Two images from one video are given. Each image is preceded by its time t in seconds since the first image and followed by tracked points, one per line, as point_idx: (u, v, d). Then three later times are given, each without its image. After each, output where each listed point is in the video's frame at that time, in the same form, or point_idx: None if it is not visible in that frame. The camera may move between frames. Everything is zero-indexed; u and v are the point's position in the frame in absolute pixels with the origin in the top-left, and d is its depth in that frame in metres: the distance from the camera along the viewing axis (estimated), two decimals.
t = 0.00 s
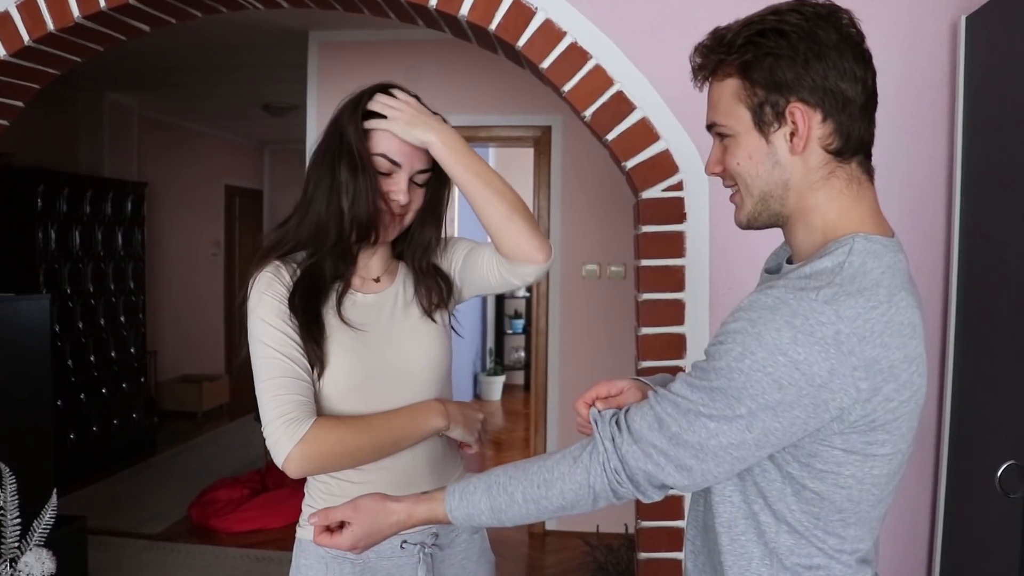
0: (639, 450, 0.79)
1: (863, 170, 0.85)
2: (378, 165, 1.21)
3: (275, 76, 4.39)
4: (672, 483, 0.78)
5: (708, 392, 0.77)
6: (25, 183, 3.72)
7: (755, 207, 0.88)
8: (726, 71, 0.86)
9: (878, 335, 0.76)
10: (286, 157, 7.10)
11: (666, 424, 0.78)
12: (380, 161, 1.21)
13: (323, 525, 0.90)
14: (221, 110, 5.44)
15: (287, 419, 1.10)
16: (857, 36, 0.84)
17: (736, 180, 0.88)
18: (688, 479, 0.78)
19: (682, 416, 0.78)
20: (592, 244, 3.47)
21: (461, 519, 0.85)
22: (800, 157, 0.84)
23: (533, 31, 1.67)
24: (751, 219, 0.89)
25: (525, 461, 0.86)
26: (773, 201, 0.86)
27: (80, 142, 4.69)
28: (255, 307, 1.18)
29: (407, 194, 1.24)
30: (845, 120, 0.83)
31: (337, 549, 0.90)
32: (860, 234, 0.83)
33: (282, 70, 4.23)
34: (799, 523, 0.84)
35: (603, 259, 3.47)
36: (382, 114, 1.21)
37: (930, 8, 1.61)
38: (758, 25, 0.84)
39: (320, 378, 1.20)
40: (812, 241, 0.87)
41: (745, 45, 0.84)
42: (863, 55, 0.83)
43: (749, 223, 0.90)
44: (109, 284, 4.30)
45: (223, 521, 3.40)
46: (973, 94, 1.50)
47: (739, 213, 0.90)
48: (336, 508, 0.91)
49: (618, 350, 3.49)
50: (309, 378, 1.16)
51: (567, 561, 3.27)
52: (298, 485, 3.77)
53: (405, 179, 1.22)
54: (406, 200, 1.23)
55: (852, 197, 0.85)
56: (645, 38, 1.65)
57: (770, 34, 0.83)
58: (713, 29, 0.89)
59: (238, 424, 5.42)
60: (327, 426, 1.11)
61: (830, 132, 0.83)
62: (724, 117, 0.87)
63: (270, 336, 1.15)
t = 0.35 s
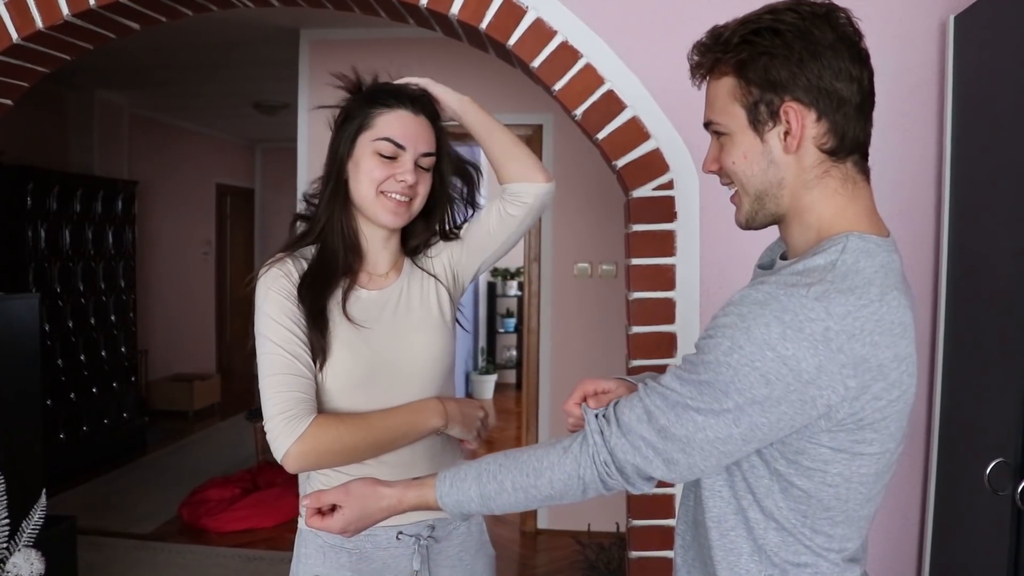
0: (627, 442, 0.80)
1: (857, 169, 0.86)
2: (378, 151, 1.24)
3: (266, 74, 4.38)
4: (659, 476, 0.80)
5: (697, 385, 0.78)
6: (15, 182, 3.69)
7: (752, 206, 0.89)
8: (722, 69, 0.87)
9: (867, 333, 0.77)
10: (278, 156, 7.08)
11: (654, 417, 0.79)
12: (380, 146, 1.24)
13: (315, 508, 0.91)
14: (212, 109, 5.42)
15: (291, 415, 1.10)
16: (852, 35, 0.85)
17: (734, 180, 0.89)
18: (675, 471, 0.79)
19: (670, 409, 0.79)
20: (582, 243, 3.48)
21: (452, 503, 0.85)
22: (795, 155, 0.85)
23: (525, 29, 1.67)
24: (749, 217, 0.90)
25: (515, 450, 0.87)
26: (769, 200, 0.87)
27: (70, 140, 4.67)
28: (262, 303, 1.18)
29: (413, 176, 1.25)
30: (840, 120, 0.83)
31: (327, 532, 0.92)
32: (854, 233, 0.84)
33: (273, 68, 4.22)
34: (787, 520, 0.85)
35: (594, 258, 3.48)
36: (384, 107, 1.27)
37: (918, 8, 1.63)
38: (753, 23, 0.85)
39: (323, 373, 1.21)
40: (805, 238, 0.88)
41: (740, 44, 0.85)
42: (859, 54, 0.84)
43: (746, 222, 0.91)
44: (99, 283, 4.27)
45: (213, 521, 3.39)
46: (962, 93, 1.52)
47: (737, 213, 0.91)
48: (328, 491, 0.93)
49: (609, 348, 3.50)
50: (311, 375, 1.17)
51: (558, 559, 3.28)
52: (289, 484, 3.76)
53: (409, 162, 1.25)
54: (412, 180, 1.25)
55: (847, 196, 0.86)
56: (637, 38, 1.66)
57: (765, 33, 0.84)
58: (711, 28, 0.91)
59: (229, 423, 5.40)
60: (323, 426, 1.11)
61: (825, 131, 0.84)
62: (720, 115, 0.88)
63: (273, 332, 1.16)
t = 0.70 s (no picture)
0: (616, 439, 0.81)
1: (847, 166, 0.88)
2: (361, 148, 1.25)
3: (258, 74, 4.37)
4: (648, 473, 0.81)
5: (686, 382, 0.79)
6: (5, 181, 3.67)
7: (747, 214, 0.90)
8: (705, 77, 0.88)
9: (855, 330, 0.79)
10: (269, 156, 7.05)
11: (643, 414, 0.80)
12: (361, 144, 1.25)
13: (304, 505, 0.92)
14: (202, 108, 5.39)
15: (297, 404, 1.11)
16: (830, 34, 0.87)
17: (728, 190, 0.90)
18: (664, 469, 0.80)
19: (659, 406, 0.80)
20: (573, 243, 3.48)
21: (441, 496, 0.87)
22: (786, 155, 0.86)
23: (516, 29, 1.68)
24: (743, 226, 0.91)
25: (505, 447, 0.87)
26: (765, 204, 0.88)
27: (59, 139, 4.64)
28: (264, 299, 1.20)
29: (398, 167, 1.26)
30: (830, 116, 0.85)
31: (316, 529, 0.92)
32: (844, 231, 0.85)
33: (264, 68, 4.21)
34: (777, 519, 0.86)
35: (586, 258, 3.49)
36: (364, 105, 1.28)
37: (907, 9, 1.64)
38: (734, 29, 0.86)
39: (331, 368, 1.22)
40: (798, 237, 0.89)
41: (724, 50, 0.86)
42: (839, 52, 0.86)
43: (740, 232, 0.92)
44: (90, 283, 4.25)
45: (205, 521, 3.38)
46: (952, 94, 1.54)
47: (731, 223, 0.92)
48: (317, 488, 0.93)
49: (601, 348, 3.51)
50: (315, 366, 1.17)
51: (550, 559, 3.29)
52: (281, 484, 3.76)
53: (392, 154, 1.25)
54: (397, 171, 1.25)
55: (838, 193, 0.87)
56: (629, 39, 1.67)
57: (748, 37, 0.85)
58: (687, 38, 0.91)
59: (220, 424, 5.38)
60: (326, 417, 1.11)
61: (816, 129, 0.85)
62: (707, 123, 0.88)
63: (276, 325, 1.16)
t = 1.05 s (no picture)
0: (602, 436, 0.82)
1: (833, 166, 0.89)
2: (361, 157, 1.25)
3: (253, 75, 4.37)
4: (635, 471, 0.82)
5: (670, 380, 0.80)
6: None
7: (731, 214, 0.90)
8: (690, 80, 0.89)
9: (840, 330, 0.79)
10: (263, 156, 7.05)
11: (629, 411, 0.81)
12: (361, 153, 1.24)
13: (285, 514, 0.89)
14: (197, 109, 5.39)
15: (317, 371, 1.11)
16: (813, 37, 0.88)
17: (712, 192, 0.90)
18: (652, 468, 0.81)
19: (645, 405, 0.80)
20: (568, 243, 3.49)
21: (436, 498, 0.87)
22: (774, 159, 0.87)
23: (510, 29, 1.69)
24: (726, 226, 0.91)
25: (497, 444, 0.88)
26: (749, 205, 0.89)
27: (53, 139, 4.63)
28: (272, 286, 1.20)
29: (398, 177, 1.26)
30: (814, 118, 0.86)
31: (295, 539, 0.89)
32: (831, 232, 0.86)
33: (259, 68, 4.21)
34: (770, 518, 0.87)
35: (581, 258, 3.50)
36: (363, 111, 1.26)
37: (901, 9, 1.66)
38: (719, 32, 0.87)
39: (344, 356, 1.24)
40: (784, 238, 0.90)
41: (708, 53, 0.87)
42: (823, 55, 0.87)
43: (723, 231, 0.92)
44: (84, 283, 4.24)
45: (200, 522, 3.38)
46: (947, 94, 1.55)
47: (713, 222, 0.92)
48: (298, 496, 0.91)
49: (596, 349, 3.52)
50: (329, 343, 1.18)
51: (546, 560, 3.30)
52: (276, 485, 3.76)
53: (393, 163, 1.25)
54: (398, 181, 1.25)
55: (825, 193, 0.88)
56: (624, 41, 1.68)
57: (733, 40, 0.86)
58: (670, 43, 0.92)
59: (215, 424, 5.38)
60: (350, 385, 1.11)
61: (801, 131, 0.86)
62: (693, 126, 0.89)
63: (289, 305, 1.17)
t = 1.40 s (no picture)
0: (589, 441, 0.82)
1: (820, 169, 0.89)
2: (352, 163, 1.25)
3: (249, 75, 4.36)
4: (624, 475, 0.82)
5: (654, 386, 0.80)
6: None
7: (719, 219, 0.91)
8: (676, 83, 0.89)
9: (821, 335, 0.80)
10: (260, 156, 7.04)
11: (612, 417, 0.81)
12: (352, 159, 1.24)
13: (261, 516, 0.88)
14: (193, 109, 5.38)
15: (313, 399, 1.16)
16: (800, 42, 0.88)
17: (701, 197, 0.92)
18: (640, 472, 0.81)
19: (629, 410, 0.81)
20: (564, 244, 3.50)
21: (413, 502, 0.86)
22: (760, 164, 0.87)
23: (506, 30, 1.69)
24: (715, 232, 0.92)
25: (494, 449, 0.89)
26: (737, 210, 0.90)
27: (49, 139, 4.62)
28: (266, 303, 1.23)
29: (388, 184, 1.26)
30: (800, 123, 0.87)
31: (272, 542, 0.88)
32: (815, 236, 0.86)
33: (255, 69, 4.21)
34: (762, 519, 0.87)
35: (577, 259, 3.50)
36: (354, 115, 1.25)
37: (898, 11, 1.66)
38: (706, 35, 0.87)
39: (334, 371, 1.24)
40: (771, 243, 0.90)
41: (694, 56, 0.87)
42: (809, 60, 0.87)
43: (713, 237, 0.93)
44: (80, 284, 4.23)
45: (195, 523, 3.37)
46: (942, 96, 1.56)
47: (703, 229, 0.93)
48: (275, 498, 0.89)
49: (592, 349, 3.52)
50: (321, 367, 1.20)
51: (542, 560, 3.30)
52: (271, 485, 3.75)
53: (383, 169, 1.25)
54: (388, 188, 1.25)
55: (811, 198, 0.88)
56: (621, 42, 1.69)
57: (719, 44, 0.86)
58: (657, 46, 0.92)
59: (211, 425, 5.37)
60: (344, 413, 1.16)
61: (786, 136, 0.86)
62: (680, 130, 0.90)
63: (281, 331, 1.20)
